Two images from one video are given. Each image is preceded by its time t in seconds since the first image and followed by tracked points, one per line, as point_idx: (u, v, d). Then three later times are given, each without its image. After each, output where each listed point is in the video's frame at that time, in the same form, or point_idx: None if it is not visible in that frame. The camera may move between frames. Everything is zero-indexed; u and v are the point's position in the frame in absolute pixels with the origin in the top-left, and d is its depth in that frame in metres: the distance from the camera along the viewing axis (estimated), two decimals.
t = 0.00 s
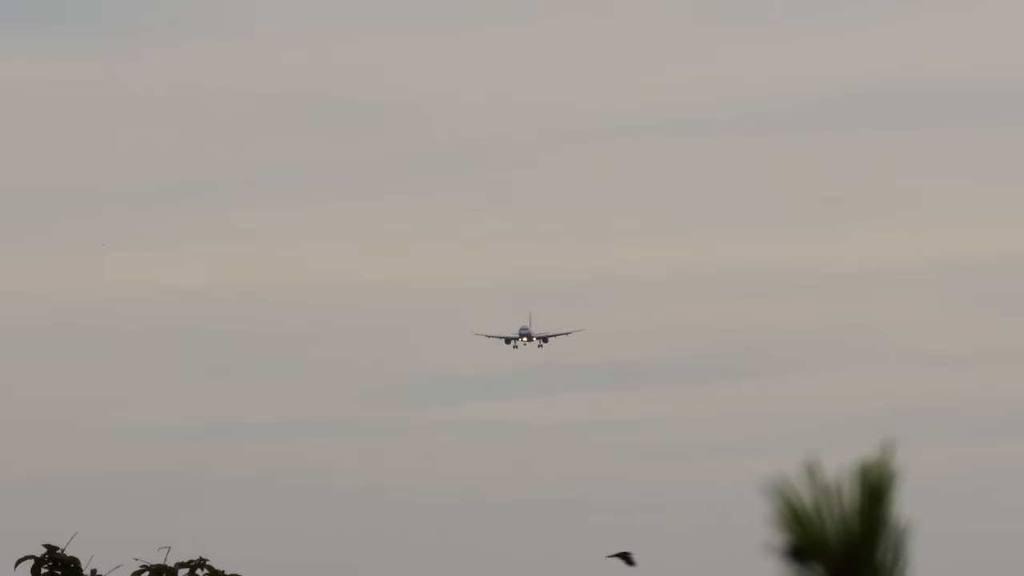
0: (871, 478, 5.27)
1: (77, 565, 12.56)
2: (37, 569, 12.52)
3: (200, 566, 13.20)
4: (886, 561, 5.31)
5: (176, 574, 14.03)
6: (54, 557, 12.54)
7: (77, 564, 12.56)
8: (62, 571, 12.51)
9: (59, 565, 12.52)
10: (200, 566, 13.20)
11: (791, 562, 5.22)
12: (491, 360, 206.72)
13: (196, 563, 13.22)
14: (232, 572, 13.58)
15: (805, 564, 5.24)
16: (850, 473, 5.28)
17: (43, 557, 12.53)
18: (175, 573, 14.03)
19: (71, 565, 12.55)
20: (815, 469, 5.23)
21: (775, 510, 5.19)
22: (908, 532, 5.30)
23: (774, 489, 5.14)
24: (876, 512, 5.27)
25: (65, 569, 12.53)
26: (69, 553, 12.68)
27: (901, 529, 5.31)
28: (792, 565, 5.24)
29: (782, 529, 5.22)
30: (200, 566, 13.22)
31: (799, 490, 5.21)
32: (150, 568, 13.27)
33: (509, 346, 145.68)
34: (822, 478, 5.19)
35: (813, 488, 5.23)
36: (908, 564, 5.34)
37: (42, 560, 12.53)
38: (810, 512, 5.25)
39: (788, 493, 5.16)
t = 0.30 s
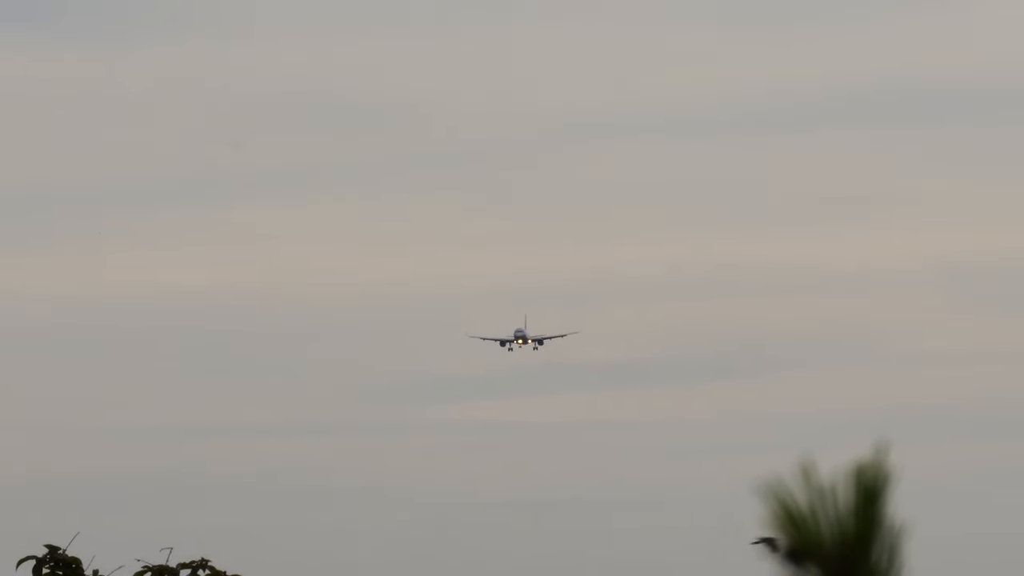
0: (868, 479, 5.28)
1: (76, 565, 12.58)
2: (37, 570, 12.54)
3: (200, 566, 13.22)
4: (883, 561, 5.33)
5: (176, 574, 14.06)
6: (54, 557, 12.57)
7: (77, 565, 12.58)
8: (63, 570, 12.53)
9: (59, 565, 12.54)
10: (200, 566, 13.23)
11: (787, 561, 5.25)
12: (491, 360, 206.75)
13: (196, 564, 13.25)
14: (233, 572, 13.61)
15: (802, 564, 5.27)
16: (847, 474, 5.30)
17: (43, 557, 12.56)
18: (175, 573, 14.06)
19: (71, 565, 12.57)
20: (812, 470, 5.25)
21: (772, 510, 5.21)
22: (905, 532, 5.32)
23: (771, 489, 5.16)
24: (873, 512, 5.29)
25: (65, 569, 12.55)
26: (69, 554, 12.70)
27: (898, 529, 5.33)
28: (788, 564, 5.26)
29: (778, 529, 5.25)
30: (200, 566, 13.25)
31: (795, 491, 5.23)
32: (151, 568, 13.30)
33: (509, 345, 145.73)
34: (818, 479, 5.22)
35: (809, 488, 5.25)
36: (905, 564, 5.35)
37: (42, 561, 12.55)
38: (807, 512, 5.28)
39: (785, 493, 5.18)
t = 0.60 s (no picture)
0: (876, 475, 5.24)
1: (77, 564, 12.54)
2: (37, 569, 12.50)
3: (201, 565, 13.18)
4: (890, 557, 5.29)
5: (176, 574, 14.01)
6: (54, 556, 12.52)
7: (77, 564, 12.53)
8: (61, 570, 12.49)
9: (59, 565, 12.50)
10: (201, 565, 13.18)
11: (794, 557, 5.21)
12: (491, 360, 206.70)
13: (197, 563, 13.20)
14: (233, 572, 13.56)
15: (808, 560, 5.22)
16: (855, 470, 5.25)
17: (43, 556, 12.51)
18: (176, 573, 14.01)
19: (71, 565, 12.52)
20: (820, 466, 5.20)
21: (780, 506, 5.16)
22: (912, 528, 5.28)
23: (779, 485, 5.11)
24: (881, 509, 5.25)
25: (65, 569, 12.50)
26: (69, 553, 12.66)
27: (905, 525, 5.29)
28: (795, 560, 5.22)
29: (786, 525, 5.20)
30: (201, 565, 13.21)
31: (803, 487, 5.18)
32: (150, 567, 13.25)
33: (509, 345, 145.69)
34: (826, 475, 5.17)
35: (817, 484, 5.20)
36: (911, 562, 5.31)
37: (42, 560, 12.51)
38: (815, 508, 5.23)
39: (792, 489, 5.13)
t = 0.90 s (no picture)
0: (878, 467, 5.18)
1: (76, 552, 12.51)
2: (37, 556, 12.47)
3: (201, 554, 13.18)
4: (892, 547, 5.25)
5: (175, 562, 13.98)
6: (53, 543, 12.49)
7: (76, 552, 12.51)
8: (60, 558, 12.46)
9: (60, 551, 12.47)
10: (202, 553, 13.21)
11: (792, 544, 5.19)
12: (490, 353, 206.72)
13: (198, 553, 13.20)
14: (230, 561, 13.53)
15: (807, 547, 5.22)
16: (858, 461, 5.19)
17: (43, 543, 12.48)
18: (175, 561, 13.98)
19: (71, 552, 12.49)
20: (820, 456, 5.15)
21: (780, 496, 5.12)
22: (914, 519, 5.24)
23: (780, 476, 5.06)
24: (882, 499, 5.20)
25: (65, 555, 12.47)
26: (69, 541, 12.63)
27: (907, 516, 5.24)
28: (794, 547, 5.21)
29: (786, 516, 5.17)
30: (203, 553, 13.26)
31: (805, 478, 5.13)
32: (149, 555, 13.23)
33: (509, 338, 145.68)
34: (827, 466, 5.12)
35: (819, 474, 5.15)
36: (913, 552, 5.27)
37: (42, 547, 12.48)
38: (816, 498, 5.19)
39: (792, 480, 5.08)
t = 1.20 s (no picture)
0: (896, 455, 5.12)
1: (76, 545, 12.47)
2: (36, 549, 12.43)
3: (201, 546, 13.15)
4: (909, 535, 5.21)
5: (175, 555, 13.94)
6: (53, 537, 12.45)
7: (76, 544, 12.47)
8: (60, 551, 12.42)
9: (59, 544, 12.44)
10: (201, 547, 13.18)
11: (809, 533, 5.14)
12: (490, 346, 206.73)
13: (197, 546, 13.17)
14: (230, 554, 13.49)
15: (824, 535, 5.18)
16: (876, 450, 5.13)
17: (42, 536, 12.44)
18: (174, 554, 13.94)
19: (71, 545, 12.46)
20: (838, 445, 5.09)
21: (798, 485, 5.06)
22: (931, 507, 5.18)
23: (797, 464, 5.01)
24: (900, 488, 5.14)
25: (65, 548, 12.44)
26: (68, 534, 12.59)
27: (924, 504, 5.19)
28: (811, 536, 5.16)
29: (803, 504, 5.11)
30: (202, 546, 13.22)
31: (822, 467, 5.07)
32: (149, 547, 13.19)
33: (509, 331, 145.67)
34: (846, 455, 5.07)
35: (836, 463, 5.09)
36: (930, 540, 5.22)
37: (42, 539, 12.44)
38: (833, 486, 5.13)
39: (810, 468, 5.02)
